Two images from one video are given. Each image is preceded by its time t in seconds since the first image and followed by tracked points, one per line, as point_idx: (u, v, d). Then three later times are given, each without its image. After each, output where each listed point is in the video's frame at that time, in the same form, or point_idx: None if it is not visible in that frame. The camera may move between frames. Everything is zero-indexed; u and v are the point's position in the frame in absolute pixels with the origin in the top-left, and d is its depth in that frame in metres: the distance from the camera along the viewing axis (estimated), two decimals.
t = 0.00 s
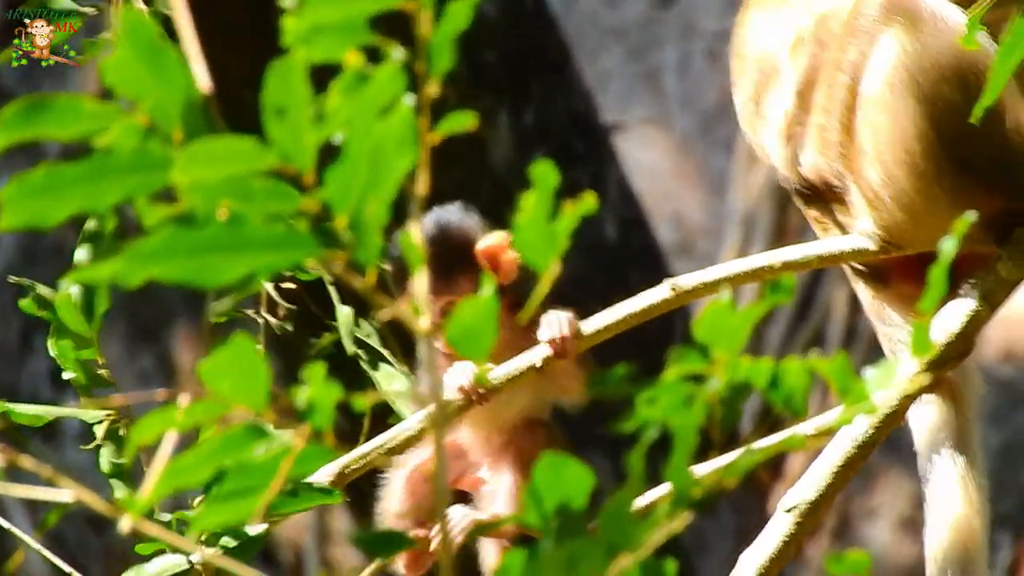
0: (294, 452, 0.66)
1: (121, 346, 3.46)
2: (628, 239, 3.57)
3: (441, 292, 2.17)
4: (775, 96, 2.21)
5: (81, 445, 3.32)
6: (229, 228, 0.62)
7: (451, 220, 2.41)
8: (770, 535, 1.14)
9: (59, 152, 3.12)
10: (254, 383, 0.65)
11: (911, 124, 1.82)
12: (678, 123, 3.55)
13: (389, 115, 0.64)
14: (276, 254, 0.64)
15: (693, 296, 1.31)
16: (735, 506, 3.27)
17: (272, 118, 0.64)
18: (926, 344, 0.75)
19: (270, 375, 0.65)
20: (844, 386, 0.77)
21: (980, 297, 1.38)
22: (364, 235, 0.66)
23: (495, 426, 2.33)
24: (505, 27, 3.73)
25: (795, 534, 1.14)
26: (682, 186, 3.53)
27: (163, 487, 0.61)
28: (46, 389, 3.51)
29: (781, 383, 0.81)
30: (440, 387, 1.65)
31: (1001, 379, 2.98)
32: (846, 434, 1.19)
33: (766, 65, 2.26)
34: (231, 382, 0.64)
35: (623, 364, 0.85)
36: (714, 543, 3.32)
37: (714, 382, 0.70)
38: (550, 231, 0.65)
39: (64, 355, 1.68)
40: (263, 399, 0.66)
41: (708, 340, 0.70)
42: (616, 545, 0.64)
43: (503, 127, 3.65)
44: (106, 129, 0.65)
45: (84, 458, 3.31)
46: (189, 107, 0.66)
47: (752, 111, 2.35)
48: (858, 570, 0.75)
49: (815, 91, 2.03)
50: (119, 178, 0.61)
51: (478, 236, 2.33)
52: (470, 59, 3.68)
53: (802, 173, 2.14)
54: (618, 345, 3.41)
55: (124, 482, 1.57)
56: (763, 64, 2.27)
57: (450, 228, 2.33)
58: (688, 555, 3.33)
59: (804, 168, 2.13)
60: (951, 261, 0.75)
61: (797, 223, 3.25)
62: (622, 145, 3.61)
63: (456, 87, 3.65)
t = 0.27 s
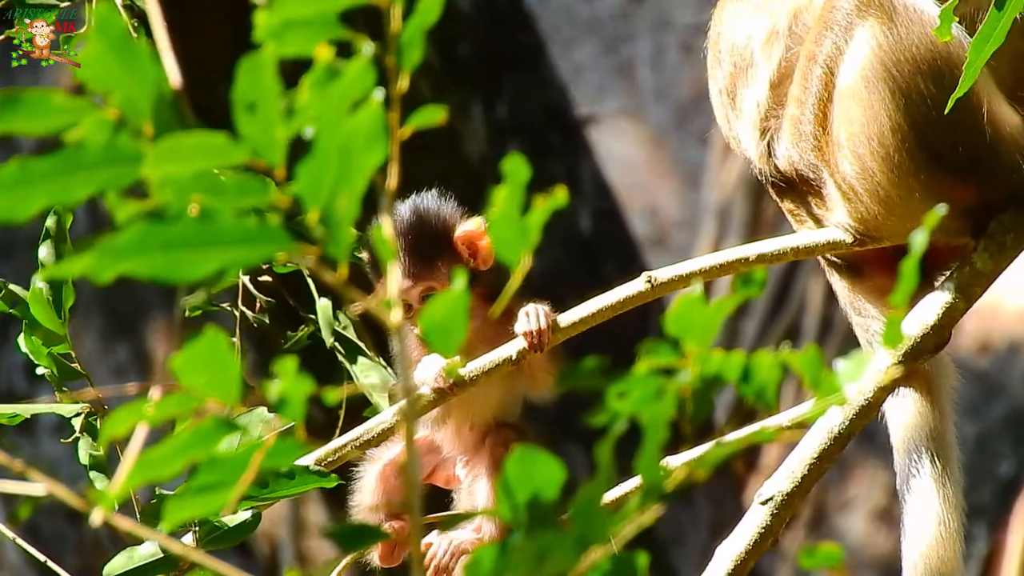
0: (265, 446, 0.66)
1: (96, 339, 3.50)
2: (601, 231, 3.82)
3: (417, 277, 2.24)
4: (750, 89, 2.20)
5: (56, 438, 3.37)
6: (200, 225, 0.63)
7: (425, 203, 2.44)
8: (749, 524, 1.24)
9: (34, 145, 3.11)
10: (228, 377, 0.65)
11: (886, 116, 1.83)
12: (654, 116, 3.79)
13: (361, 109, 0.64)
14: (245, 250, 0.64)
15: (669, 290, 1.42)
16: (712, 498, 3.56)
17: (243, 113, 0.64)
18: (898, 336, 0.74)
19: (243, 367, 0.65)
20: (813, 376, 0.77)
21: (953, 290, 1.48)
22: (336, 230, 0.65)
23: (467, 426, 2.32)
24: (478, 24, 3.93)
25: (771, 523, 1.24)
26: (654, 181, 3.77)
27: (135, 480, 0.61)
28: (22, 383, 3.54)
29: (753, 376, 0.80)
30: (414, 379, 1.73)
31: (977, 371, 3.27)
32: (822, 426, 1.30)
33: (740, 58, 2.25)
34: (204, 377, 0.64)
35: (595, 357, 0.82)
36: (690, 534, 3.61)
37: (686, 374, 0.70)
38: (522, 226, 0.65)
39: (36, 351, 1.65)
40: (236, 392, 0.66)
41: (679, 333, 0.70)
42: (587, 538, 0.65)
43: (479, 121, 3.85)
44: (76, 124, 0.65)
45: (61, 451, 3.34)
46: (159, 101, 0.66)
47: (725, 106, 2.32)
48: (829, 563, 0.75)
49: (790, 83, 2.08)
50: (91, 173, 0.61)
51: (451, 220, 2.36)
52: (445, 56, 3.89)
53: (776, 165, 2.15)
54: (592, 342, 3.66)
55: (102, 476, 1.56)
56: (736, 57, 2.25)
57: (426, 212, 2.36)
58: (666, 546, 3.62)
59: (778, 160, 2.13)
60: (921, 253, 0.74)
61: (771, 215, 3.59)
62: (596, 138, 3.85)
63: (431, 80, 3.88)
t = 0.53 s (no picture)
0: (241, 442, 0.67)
1: (78, 335, 3.50)
2: (584, 226, 3.82)
3: (409, 263, 2.25)
4: (733, 86, 2.22)
5: (38, 437, 3.37)
6: (176, 220, 0.63)
7: (420, 191, 2.45)
8: (732, 522, 1.26)
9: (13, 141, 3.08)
10: (205, 371, 0.65)
11: (867, 111, 1.84)
12: (636, 111, 3.82)
13: (335, 105, 0.64)
14: (223, 246, 0.64)
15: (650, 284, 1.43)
16: (693, 494, 3.58)
17: (218, 109, 0.64)
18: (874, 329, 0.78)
19: (219, 364, 0.65)
20: (792, 371, 0.81)
21: (936, 286, 1.49)
22: (312, 226, 0.65)
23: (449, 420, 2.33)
24: (460, 20, 3.92)
25: (754, 520, 1.26)
26: (636, 176, 3.81)
27: (112, 477, 0.62)
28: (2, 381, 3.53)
29: (730, 370, 0.79)
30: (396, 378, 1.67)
31: (959, 366, 3.25)
32: (805, 422, 1.31)
33: (723, 54, 2.25)
34: (182, 372, 0.64)
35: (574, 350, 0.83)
36: (672, 530, 3.60)
37: (661, 369, 0.70)
38: (498, 221, 0.65)
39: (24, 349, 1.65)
40: (211, 390, 0.67)
41: (655, 328, 0.70)
42: (564, 535, 0.65)
43: (460, 115, 3.83)
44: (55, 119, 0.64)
45: (43, 449, 3.34)
46: (137, 97, 0.66)
47: (709, 101, 2.32)
48: (809, 559, 0.78)
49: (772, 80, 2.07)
50: (67, 169, 0.61)
51: (444, 209, 2.37)
52: (426, 52, 3.88)
53: (759, 161, 2.14)
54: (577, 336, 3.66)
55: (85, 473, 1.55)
56: (720, 53, 2.26)
57: (419, 199, 2.38)
58: (646, 543, 3.61)
59: (762, 156, 2.13)
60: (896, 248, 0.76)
61: (753, 210, 3.65)
62: (578, 133, 3.86)
63: (412, 75, 3.86)
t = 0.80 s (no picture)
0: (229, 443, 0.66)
1: (63, 333, 3.51)
2: (569, 225, 3.84)
3: (394, 264, 2.28)
4: (720, 86, 2.23)
5: (24, 435, 3.36)
6: (163, 219, 0.63)
7: (405, 190, 2.48)
8: (720, 523, 1.26)
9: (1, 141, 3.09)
10: (192, 372, 0.65)
11: (855, 110, 1.84)
12: (621, 110, 3.81)
13: (321, 104, 0.64)
14: (209, 245, 0.64)
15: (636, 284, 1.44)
16: (679, 494, 3.59)
17: (203, 107, 0.64)
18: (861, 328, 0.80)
19: (206, 363, 0.65)
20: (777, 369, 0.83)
21: (925, 286, 1.49)
22: (298, 226, 0.65)
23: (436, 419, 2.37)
24: (446, 18, 3.99)
25: (743, 520, 1.26)
26: (621, 175, 3.80)
27: (99, 476, 0.62)
28: None
29: (716, 369, 0.80)
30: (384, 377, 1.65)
31: (945, 365, 3.23)
32: (795, 422, 1.32)
33: (711, 56, 2.26)
34: (168, 372, 0.64)
35: (560, 349, 0.85)
36: (658, 529, 3.62)
37: (647, 369, 0.71)
38: (484, 220, 0.65)
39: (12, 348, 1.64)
40: (199, 390, 0.66)
41: (641, 328, 0.70)
42: (550, 535, 0.66)
43: (445, 115, 3.91)
44: (40, 118, 0.63)
45: (29, 447, 3.34)
46: (123, 97, 0.66)
47: (698, 102, 2.32)
48: (795, 559, 0.80)
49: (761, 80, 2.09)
50: (52, 168, 0.60)
51: (430, 210, 2.40)
52: (413, 52, 3.95)
53: (748, 161, 2.16)
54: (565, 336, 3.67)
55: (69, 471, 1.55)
56: (708, 54, 2.26)
57: (405, 199, 2.40)
58: (633, 543, 3.62)
59: (750, 156, 2.15)
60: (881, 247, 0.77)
61: (738, 209, 3.61)
62: (563, 132, 3.87)
63: (398, 74, 3.93)
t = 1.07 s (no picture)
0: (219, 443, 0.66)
1: (49, 337, 3.47)
2: (555, 226, 3.83)
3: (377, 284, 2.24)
4: (709, 89, 2.24)
5: (9, 441, 3.35)
6: (152, 218, 0.63)
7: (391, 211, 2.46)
8: (710, 524, 1.26)
9: None
10: (181, 372, 0.65)
11: (843, 113, 1.85)
12: (607, 112, 3.85)
13: (310, 103, 0.64)
14: (197, 245, 0.65)
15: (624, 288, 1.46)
16: (666, 495, 3.60)
17: (192, 106, 0.64)
18: (851, 329, 0.79)
19: (195, 363, 0.65)
20: (767, 368, 0.84)
21: (913, 287, 1.51)
22: (288, 225, 0.66)
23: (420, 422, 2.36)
24: (430, 20, 3.99)
25: (732, 523, 1.26)
26: (607, 176, 3.81)
27: (88, 478, 0.61)
28: None
29: (706, 369, 0.80)
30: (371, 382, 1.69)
31: (932, 365, 3.24)
32: (784, 424, 1.33)
33: (700, 60, 2.26)
34: (156, 372, 0.64)
35: (553, 350, 0.86)
36: (645, 530, 3.61)
37: (638, 367, 0.71)
38: (473, 219, 0.65)
39: None
40: (188, 389, 0.66)
41: (631, 327, 0.71)
42: (544, 533, 0.65)
43: (432, 116, 3.89)
44: (30, 120, 0.64)
45: (15, 453, 3.33)
46: (112, 98, 0.66)
47: (686, 107, 2.34)
48: (786, 557, 0.80)
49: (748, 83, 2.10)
50: (43, 170, 0.61)
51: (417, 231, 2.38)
52: (399, 52, 3.93)
53: (736, 164, 2.17)
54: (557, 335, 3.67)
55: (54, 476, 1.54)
56: (697, 58, 2.27)
57: (392, 220, 2.38)
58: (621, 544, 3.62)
59: (738, 160, 2.16)
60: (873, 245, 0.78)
61: (725, 209, 3.64)
62: (550, 134, 3.88)
63: (383, 75, 3.88)
